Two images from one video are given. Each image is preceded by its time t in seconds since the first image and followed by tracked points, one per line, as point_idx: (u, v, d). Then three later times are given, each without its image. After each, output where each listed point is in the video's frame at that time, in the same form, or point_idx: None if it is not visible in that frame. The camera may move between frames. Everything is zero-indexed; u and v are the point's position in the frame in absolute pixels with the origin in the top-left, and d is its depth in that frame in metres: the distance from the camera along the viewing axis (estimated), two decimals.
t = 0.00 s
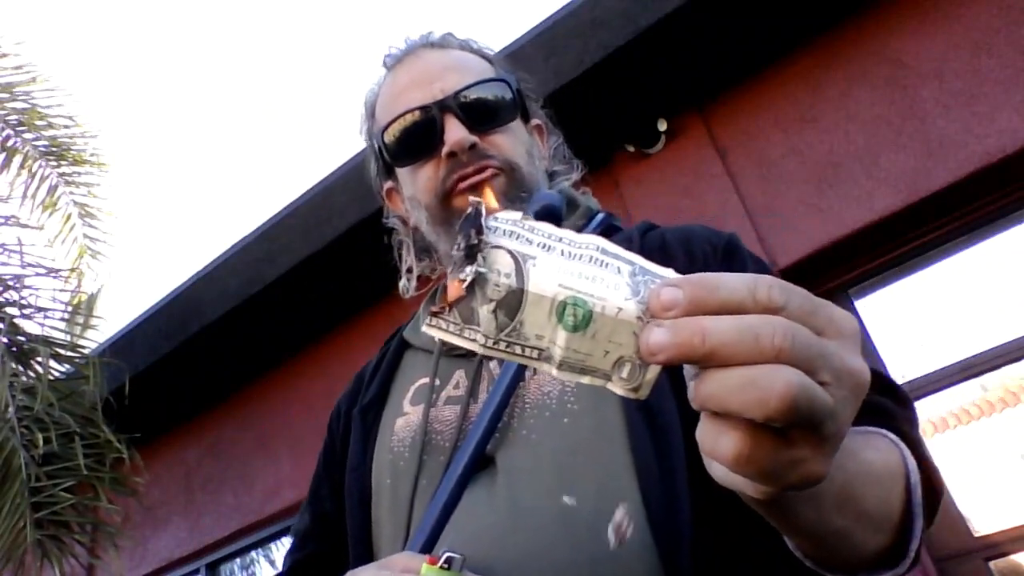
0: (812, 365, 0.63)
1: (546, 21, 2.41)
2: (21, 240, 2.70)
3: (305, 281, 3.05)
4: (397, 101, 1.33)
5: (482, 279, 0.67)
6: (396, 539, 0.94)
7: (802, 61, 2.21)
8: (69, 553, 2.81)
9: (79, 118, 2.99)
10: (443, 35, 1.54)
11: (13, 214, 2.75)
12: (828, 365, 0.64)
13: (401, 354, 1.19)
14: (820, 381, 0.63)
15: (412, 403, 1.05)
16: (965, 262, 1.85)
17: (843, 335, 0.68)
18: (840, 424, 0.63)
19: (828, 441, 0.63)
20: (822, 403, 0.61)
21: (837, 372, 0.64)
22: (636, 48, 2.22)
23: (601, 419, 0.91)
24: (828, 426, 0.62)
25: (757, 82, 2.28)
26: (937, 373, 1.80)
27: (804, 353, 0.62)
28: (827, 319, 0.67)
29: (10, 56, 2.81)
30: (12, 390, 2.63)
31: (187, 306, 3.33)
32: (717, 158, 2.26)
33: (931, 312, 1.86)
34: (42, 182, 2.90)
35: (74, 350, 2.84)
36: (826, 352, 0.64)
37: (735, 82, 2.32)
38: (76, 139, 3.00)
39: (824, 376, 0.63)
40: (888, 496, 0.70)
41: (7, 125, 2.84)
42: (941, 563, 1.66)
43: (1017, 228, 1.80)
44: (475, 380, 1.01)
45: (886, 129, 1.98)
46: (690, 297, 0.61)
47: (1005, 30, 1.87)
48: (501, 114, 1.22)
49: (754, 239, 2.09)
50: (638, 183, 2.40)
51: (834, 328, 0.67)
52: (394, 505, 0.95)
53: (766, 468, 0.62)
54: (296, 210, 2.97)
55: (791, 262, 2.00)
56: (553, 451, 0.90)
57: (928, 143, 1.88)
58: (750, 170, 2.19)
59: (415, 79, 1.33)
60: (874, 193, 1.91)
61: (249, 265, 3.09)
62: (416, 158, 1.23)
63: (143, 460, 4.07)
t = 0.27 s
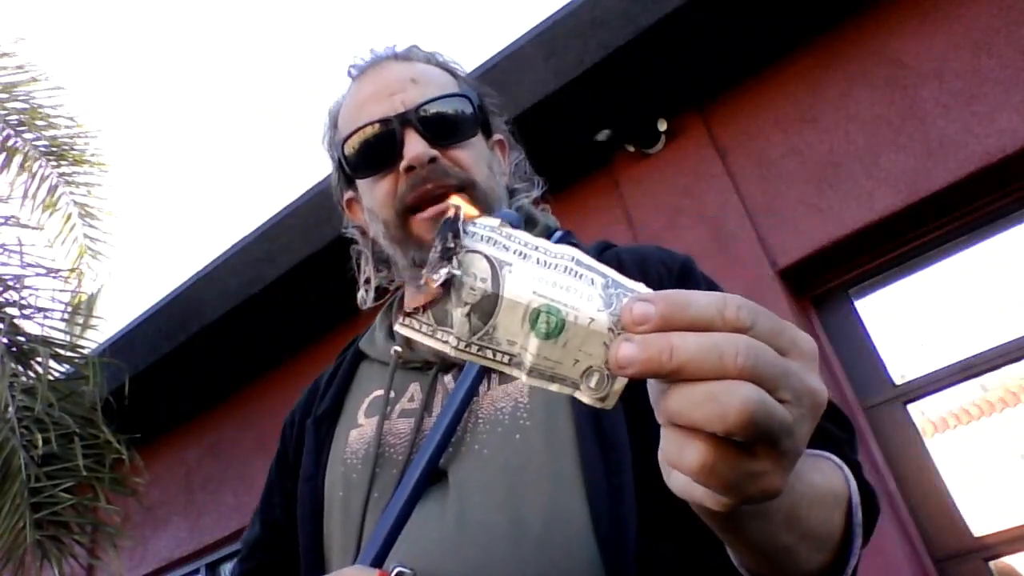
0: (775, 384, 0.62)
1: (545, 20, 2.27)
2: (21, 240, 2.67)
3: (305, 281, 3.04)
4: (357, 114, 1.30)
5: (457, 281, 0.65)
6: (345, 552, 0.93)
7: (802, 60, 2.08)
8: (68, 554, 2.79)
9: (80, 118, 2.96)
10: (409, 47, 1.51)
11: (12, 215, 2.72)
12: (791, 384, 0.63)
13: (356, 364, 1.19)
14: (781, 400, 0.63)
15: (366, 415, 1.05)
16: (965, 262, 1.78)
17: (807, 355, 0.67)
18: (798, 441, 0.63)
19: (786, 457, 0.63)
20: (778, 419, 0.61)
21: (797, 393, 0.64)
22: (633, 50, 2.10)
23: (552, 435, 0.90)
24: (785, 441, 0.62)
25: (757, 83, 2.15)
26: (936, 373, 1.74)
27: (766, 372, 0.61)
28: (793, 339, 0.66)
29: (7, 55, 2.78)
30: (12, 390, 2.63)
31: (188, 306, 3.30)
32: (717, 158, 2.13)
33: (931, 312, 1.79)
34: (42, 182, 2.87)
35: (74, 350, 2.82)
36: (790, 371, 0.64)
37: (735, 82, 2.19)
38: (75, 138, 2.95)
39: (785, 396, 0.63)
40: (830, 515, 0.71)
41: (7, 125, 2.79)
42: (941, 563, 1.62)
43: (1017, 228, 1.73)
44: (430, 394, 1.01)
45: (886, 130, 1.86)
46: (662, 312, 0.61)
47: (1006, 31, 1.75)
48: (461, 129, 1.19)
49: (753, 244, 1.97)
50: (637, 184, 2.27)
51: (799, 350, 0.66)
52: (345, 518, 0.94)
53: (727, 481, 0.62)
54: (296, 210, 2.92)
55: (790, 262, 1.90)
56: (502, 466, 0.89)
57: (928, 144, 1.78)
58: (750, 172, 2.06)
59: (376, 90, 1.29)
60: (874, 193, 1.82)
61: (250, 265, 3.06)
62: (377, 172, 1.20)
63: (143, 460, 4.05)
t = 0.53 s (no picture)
0: (748, 397, 0.61)
1: (546, 19, 2.16)
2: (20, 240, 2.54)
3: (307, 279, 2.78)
4: (319, 128, 1.27)
5: (439, 291, 0.62)
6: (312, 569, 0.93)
7: (802, 60, 2.02)
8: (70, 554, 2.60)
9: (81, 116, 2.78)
10: (369, 60, 1.48)
11: (12, 216, 2.58)
12: (764, 398, 0.62)
13: (321, 375, 1.18)
14: (752, 413, 0.61)
15: (332, 428, 1.05)
16: (966, 261, 1.74)
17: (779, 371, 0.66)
18: (769, 453, 0.62)
19: (758, 468, 0.61)
20: (750, 430, 0.59)
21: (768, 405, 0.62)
22: (633, 49, 2.01)
23: (516, 449, 0.91)
24: (757, 452, 0.61)
25: (757, 83, 2.08)
26: (936, 373, 1.70)
27: (740, 384, 0.60)
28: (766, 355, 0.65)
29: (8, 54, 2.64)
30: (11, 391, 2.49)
31: (188, 305, 3.01)
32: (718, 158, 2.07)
33: (932, 313, 1.74)
34: (42, 183, 2.70)
35: (74, 351, 2.68)
36: (763, 385, 0.62)
37: (735, 82, 2.12)
38: (76, 138, 2.78)
39: (757, 409, 0.62)
40: (790, 523, 0.72)
41: (7, 125, 2.63)
42: (941, 563, 1.58)
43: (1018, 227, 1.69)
44: (395, 409, 1.02)
45: (885, 130, 1.82)
46: (641, 327, 0.59)
47: (1006, 31, 1.71)
48: (426, 141, 1.16)
49: (751, 240, 1.92)
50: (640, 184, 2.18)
51: (772, 365, 0.65)
52: (312, 531, 0.94)
53: (701, 490, 0.60)
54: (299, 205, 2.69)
55: (790, 262, 1.85)
56: (468, 481, 0.90)
57: (928, 144, 1.74)
58: (751, 172, 2.00)
59: (340, 105, 1.26)
60: (874, 193, 1.77)
61: (250, 265, 2.78)
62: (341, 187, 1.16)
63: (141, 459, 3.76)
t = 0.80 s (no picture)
0: (741, 361, 0.60)
1: (545, 20, 2.10)
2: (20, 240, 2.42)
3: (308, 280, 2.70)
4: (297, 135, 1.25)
5: (434, 254, 0.64)
6: None
7: (802, 61, 1.99)
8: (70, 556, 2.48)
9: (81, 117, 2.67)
10: (342, 66, 1.46)
11: (12, 215, 2.46)
12: (757, 364, 0.62)
13: (300, 381, 1.18)
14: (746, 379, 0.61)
15: (312, 439, 1.04)
16: (967, 261, 1.71)
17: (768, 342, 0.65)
18: (762, 422, 0.61)
19: (753, 434, 0.61)
20: (745, 394, 0.59)
21: (760, 370, 0.61)
22: (634, 49, 1.97)
23: (495, 459, 0.89)
24: (751, 418, 0.60)
25: (757, 83, 2.05)
26: (936, 373, 1.67)
27: (734, 349, 0.60)
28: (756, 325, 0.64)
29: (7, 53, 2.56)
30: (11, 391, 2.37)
31: (188, 306, 2.95)
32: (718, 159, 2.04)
33: (932, 313, 1.72)
34: (42, 184, 2.58)
35: (74, 351, 2.54)
36: (757, 352, 0.62)
37: (735, 82, 2.08)
38: (77, 139, 2.68)
39: (751, 374, 0.61)
40: (770, 513, 0.71)
41: (8, 126, 2.52)
42: (941, 563, 1.56)
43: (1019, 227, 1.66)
44: (375, 420, 1.02)
45: (885, 129, 1.79)
46: (635, 292, 0.59)
47: (1006, 30, 1.69)
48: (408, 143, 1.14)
49: (750, 239, 1.90)
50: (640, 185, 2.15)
51: (762, 336, 0.65)
52: (292, 542, 0.92)
53: (697, 457, 0.59)
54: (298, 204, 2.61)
55: (791, 263, 1.83)
56: (448, 492, 0.87)
57: (928, 143, 1.72)
58: (750, 173, 1.97)
59: (319, 112, 1.25)
60: (874, 193, 1.75)
61: (249, 265, 2.73)
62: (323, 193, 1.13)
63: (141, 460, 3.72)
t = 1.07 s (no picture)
0: (771, 358, 0.59)
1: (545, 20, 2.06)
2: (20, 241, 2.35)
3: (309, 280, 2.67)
4: (285, 136, 1.24)
5: (436, 246, 0.64)
6: None
7: (801, 61, 1.97)
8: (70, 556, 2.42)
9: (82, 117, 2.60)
10: (327, 64, 1.45)
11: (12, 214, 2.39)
12: (785, 361, 0.60)
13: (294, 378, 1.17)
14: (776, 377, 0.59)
15: (308, 439, 1.02)
16: (967, 261, 1.69)
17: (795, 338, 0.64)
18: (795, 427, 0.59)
19: (784, 439, 0.59)
20: (780, 393, 0.57)
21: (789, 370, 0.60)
22: (634, 49, 1.95)
23: (490, 464, 0.87)
24: (784, 422, 0.58)
25: (757, 83, 2.03)
26: (936, 373, 1.66)
27: (763, 343, 0.58)
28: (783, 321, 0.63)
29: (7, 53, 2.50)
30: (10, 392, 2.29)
31: (188, 309, 2.89)
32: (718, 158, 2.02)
33: (932, 312, 1.70)
34: (42, 184, 2.51)
35: (73, 351, 2.46)
36: (784, 348, 0.60)
37: (735, 82, 2.07)
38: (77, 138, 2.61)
39: (780, 373, 0.59)
40: (778, 511, 0.70)
41: (9, 125, 2.46)
42: (941, 563, 1.55)
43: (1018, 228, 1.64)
44: (371, 421, 1.00)
45: (885, 129, 1.78)
46: (652, 284, 0.58)
47: (1006, 30, 1.67)
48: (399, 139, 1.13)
49: (751, 239, 1.88)
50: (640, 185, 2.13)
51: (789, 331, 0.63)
52: (290, 543, 0.92)
53: (726, 465, 0.57)
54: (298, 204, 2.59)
55: (791, 262, 1.81)
56: (445, 499, 0.86)
57: (928, 143, 1.70)
58: (750, 172, 1.96)
59: (306, 112, 1.23)
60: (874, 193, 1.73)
61: (248, 265, 2.70)
62: (314, 196, 1.12)
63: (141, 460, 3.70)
